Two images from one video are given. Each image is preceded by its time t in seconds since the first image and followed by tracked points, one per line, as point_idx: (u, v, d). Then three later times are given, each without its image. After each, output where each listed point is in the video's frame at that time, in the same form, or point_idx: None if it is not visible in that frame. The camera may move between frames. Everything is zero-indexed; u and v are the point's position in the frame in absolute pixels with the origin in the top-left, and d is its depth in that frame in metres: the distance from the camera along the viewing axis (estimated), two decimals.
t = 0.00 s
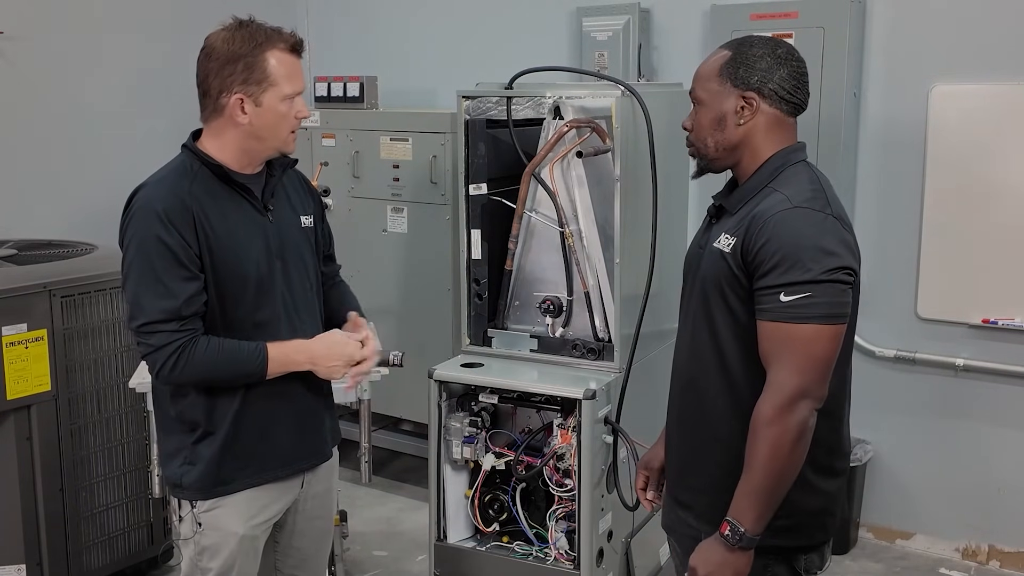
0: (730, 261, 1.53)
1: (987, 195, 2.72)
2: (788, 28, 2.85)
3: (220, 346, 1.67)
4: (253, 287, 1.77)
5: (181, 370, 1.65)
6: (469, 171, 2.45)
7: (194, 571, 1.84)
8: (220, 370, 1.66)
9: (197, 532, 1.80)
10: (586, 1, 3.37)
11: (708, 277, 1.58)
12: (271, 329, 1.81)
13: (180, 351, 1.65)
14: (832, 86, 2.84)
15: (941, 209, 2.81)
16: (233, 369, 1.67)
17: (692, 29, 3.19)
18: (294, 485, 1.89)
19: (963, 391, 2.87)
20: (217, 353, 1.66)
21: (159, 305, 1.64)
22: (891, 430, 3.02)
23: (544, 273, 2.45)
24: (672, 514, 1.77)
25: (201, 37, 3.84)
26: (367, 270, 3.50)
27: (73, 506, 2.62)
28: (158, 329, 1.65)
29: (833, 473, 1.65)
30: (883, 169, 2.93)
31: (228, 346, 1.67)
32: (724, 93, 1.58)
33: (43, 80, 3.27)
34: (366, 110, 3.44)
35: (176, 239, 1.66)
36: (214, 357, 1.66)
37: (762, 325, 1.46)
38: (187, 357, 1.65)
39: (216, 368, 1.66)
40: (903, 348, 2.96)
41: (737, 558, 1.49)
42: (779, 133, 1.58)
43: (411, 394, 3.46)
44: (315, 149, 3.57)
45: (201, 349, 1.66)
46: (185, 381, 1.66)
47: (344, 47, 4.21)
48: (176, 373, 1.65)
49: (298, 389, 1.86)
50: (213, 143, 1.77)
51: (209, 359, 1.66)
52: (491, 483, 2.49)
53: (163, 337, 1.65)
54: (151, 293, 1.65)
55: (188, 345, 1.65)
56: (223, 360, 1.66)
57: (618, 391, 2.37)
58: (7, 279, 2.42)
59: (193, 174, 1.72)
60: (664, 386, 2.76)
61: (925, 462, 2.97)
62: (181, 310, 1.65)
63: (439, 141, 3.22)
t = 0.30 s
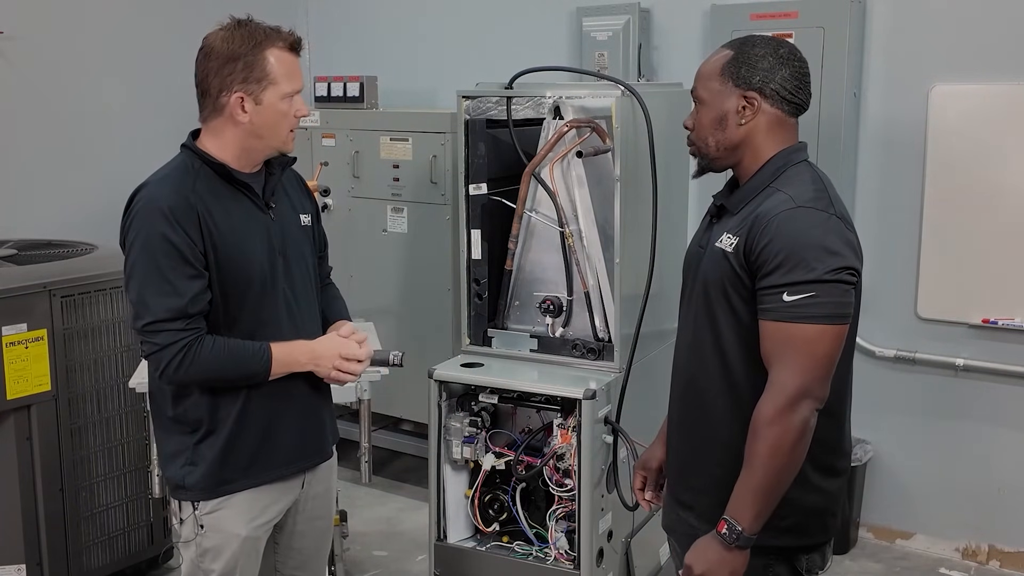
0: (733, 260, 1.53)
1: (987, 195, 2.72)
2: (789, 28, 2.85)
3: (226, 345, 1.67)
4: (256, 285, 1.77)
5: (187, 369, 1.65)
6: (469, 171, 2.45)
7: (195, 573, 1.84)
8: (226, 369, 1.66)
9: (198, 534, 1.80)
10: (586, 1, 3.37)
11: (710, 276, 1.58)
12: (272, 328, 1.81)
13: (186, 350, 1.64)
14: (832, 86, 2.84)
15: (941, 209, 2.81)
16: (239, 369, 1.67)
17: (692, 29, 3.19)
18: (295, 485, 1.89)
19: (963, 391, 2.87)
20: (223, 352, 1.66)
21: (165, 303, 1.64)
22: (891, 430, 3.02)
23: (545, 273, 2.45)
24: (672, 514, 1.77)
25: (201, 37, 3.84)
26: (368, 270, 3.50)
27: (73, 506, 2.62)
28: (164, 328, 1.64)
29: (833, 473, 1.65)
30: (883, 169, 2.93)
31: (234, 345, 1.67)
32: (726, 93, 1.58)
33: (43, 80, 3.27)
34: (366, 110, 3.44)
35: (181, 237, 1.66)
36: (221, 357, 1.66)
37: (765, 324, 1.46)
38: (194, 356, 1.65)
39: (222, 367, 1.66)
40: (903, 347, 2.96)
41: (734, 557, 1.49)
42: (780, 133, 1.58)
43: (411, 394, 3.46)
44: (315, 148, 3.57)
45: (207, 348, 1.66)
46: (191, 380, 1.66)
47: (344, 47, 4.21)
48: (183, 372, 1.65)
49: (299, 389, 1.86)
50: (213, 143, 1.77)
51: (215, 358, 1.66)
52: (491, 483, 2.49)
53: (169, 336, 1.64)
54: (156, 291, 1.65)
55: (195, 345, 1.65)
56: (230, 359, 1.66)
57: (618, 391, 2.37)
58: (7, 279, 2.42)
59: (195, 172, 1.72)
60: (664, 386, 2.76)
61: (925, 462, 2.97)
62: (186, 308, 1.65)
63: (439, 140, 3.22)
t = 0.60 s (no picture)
0: (733, 261, 1.53)
1: (986, 195, 2.72)
2: (789, 28, 2.85)
3: (227, 345, 1.67)
4: (257, 285, 1.77)
5: (188, 370, 1.65)
6: (469, 171, 2.45)
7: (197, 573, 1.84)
8: (228, 369, 1.66)
9: (201, 535, 1.80)
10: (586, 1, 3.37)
11: (709, 276, 1.58)
12: (271, 328, 1.81)
13: (187, 350, 1.64)
14: (832, 86, 2.84)
15: (941, 209, 2.81)
16: (241, 368, 1.67)
17: (692, 29, 3.19)
18: (296, 485, 1.89)
19: (963, 391, 2.87)
20: (224, 351, 1.66)
21: (166, 303, 1.64)
22: (891, 430, 3.02)
23: (545, 273, 2.45)
24: (672, 514, 1.77)
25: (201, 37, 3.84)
26: (368, 270, 3.50)
27: (73, 506, 2.62)
28: (165, 328, 1.64)
29: (833, 473, 1.65)
30: (883, 169, 2.93)
31: (234, 344, 1.67)
32: (729, 93, 1.58)
33: (43, 80, 3.27)
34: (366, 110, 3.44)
35: (181, 237, 1.66)
36: (221, 356, 1.66)
37: (763, 325, 1.46)
38: (195, 356, 1.65)
39: (225, 366, 1.66)
40: (903, 347, 2.96)
41: (722, 554, 1.49)
42: (782, 134, 1.58)
43: (411, 394, 3.46)
44: (315, 149, 3.58)
45: (208, 348, 1.66)
46: (192, 380, 1.66)
47: (344, 47, 4.21)
48: (184, 372, 1.65)
49: (300, 389, 1.86)
50: (210, 142, 1.77)
51: (216, 358, 1.66)
52: (491, 483, 2.49)
53: (170, 337, 1.64)
54: (157, 291, 1.65)
55: (195, 345, 1.65)
56: (230, 359, 1.66)
57: (618, 391, 2.37)
58: (7, 279, 2.42)
59: (194, 173, 1.72)
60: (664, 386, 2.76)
61: (925, 462, 2.97)
62: (187, 308, 1.65)
63: (439, 140, 3.22)
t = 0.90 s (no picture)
0: (734, 262, 1.53)
1: (987, 196, 2.72)
2: (788, 28, 2.85)
3: (220, 343, 1.67)
4: (255, 284, 1.77)
5: (182, 368, 1.65)
6: (469, 171, 2.45)
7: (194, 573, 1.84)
8: (221, 367, 1.66)
9: (198, 535, 1.80)
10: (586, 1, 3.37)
11: (710, 276, 1.58)
12: (269, 327, 1.81)
13: (180, 347, 1.64)
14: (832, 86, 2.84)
15: (941, 209, 2.81)
16: (234, 367, 1.67)
17: (692, 29, 3.18)
18: (294, 485, 1.89)
19: (964, 391, 2.87)
20: (217, 349, 1.66)
21: (160, 301, 1.64)
22: (891, 430, 3.02)
23: (544, 273, 2.45)
24: (671, 514, 1.77)
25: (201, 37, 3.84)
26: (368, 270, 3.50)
27: (73, 506, 2.62)
28: (158, 325, 1.64)
29: (832, 473, 1.65)
30: (883, 169, 2.93)
31: (228, 342, 1.67)
32: (730, 92, 1.58)
33: (43, 80, 3.27)
34: (366, 110, 3.44)
35: (178, 237, 1.66)
36: (214, 354, 1.65)
37: (763, 326, 1.46)
38: (188, 354, 1.64)
39: (217, 364, 1.65)
40: (903, 347, 2.96)
41: (728, 557, 1.49)
42: (783, 134, 1.58)
43: (411, 394, 3.46)
44: (315, 148, 3.58)
45: (202, 346, 1.65)
46: (185, 378, 1.66)
47: (344, 47, 4.21)
48: (177, 369, 1.65)
49: (298, 389, 1.86)
50: (201, 138, 1.78)
51: (209, 355, 1.65)
52: (491, 483, 2.49)
53: (163, 334, 1.64)
54: (152, 289, 1.65)
55: (189, 342, 1.65)
56: (223, 357, 1.66)
57: (618, 391, 2.37)
58: (7, 279, 2.42)
59: (191, 172, 1.72)
60: (664, 386, 2.76)
61: (925, 462, 2.97)
62: (180, 307, 1.65)
63: (439, 141, 3.22)
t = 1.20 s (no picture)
0: (734, 261, 1.53)
1: (987, 196, 2.72)
2: (789, 28, 2.85)
3: (219, 343, 1.66)
4: (255, 284, 1.77)
5: (181, 368, 1.65)
6: (469, 170, 2.46)
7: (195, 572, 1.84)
8: (220, 368, 1.66)
9: (198, 534, 1.80)
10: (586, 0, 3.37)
11: (710, 276, 1.58)
12: (270, 327, 1.81)
13: (179, 347, 1.64)
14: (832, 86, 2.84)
15: (941, 209, 2.81)
16: (233, 367, 1.66)
17: (692, 29, 3.18)
18: (294, 484, 1.89)
19: (964, 391, 2.87)
20: (216, 350, 1.66)
21: (158, 301, 1.64)
22: (891, 430, 3.02)
23: (545, 273, 2.45)
24: (671, 514, 1.77)
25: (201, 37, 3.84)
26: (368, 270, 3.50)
27: (73, 506, 2.62)
28: (157, 326, 1.64)
29: (834, 473, 1.65)
30: (883, 169, 2.93)
31: (226, 343, 1.67)
32: (733, 90, 1.58)
33: (43, 80, 3.27)
34: (366, 110, 3.44)
35: (177, 237, 1.66)
36: (213, 355, 1.65)
37: (765, 325, 1.46)
38: (186, 354, 1.64)
39: (216, 364, 1.65)
40: (903, 347, 2.96)
41: (732, 557, 1.49)
42: (784, 134, 1.58)
43: (411, 394, 3.46)
44: (315, 148, 3.58)
45: (200, 346, 1.65)
46: (185, 378, 1.66)
47: (344, 47, 4.21)
48: (176, 369, 1.65)
49: (298, 388, 1.86)
50: (202, 138, 1.78)
51: (207, 356, 1.65)
52: (491, 483, 2.49)
53: (162, 334, 1.64)
54: (149, 289, 1.65)
55: (187, 342, 1.65)
56: (222, 357, 1.66)
57: (618, 391, 2.37)
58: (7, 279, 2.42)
59: (191, 172, 1.72)
60: (664, 386, 2.76)
61: (925, 462, 2.97)
62: (178, 307, 1.64)
63: (439, 141, 3.22)
